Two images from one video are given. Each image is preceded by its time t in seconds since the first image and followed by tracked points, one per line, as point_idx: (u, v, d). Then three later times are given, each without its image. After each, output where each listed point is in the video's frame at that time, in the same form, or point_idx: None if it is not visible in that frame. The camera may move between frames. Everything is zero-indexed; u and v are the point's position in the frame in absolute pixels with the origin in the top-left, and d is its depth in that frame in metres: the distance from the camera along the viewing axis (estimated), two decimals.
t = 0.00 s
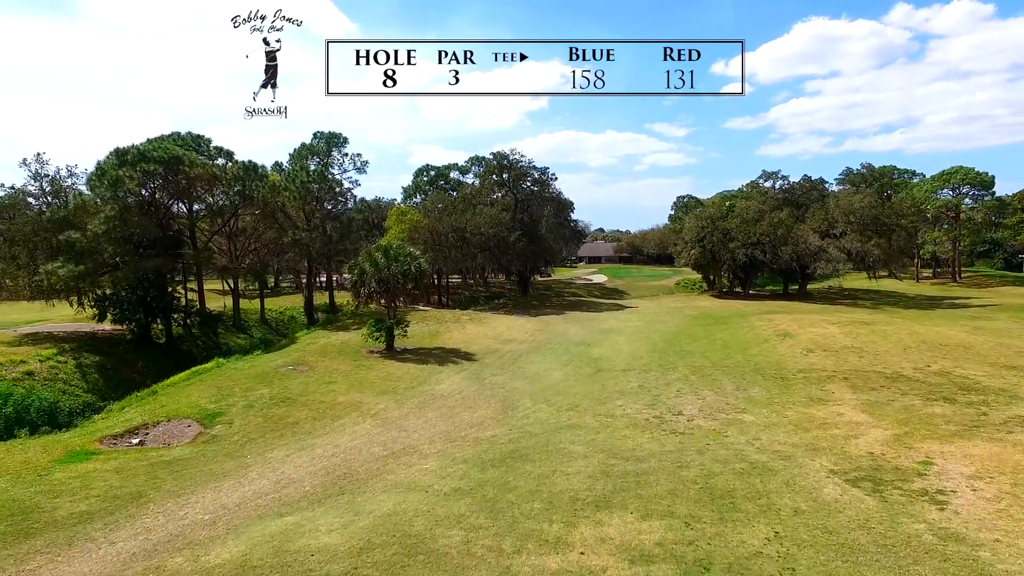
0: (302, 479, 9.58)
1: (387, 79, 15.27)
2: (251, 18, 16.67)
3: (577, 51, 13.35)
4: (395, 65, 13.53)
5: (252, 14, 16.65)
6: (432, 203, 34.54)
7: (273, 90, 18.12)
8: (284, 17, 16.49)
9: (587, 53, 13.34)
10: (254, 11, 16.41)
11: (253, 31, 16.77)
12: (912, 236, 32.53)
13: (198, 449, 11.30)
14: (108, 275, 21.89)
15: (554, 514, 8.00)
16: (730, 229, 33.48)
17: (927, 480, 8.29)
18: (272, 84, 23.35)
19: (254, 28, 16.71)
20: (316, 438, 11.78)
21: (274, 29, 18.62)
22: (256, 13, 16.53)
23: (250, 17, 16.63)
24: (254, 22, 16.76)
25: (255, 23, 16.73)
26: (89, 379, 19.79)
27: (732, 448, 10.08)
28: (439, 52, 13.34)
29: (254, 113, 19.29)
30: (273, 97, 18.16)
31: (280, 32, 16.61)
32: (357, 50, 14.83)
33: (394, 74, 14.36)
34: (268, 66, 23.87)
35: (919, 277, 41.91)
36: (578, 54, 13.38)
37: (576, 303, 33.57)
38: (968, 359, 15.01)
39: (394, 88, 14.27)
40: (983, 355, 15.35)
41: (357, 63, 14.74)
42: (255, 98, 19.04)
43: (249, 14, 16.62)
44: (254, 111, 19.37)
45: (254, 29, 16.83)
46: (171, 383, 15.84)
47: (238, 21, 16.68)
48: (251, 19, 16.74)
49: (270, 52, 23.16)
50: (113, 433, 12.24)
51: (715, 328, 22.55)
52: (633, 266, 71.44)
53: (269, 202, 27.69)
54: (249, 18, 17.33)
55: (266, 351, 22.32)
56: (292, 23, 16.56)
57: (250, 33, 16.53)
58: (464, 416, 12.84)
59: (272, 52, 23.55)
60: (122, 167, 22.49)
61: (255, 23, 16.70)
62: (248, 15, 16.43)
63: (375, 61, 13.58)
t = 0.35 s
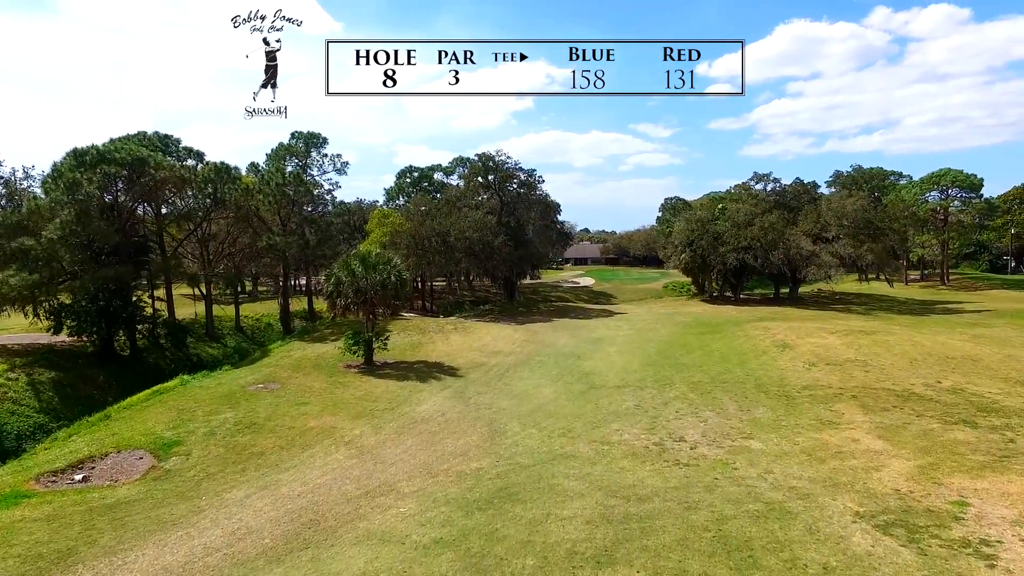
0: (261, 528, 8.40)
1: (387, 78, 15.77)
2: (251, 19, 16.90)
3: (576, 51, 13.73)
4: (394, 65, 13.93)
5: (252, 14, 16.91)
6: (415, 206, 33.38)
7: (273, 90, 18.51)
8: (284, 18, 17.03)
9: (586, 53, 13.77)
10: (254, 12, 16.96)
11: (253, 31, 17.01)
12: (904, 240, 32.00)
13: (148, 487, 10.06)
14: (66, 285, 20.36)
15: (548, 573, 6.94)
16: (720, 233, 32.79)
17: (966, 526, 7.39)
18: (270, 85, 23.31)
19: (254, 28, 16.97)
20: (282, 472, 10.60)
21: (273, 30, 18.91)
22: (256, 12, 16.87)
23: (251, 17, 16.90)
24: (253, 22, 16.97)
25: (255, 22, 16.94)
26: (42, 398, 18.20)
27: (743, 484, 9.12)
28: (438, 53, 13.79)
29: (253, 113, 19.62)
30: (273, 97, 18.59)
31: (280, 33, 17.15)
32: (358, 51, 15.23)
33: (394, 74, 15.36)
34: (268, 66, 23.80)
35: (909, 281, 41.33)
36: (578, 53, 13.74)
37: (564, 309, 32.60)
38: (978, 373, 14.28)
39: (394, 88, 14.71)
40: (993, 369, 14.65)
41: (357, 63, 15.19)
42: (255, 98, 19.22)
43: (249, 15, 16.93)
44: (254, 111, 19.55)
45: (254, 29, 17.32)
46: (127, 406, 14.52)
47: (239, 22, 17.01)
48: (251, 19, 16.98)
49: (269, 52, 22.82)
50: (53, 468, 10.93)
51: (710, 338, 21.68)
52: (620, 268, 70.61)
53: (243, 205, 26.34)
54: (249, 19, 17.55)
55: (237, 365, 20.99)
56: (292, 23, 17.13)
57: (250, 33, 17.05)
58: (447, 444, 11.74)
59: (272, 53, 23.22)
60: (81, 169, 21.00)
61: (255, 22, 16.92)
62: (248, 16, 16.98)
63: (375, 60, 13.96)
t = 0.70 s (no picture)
0: None
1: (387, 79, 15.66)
2: (251, 19, 16.92)
3: (577, 51, 14.03)
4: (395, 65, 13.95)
5: (252, 15, 16.90)
6: (401, 209, 32.26)
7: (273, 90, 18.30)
8: (284, 18, 17.00)
9: (587, 54, 14.04)
10: (254, 12, 16.93)
11: (253, 31, 17.00)
12: (902, 245, 31.38)
13: (94, 534, 8.88)
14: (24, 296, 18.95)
15: None
16: (714, 237, 32.02)
17: None
18: (272, 86, 22.32)
19: (254, 28, 16.97)
20: (248, 514, 9.47)
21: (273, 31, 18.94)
22: (256, 13, 16.88)
23: (251, 18, 16.90)
24: (254, 22, 16.96)
25: (255, 22, 16.94)
26: None
27: (763, 529, 8.18)
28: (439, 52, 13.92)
29: (253, 113, 19.22)
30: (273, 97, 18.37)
31: (280, 32, 17.11)
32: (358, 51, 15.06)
33: (395, 75, 14.77)
34: (268, 66, 23.02)
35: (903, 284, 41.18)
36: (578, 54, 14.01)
37: (555, 315, 31.63)
38: (996, 390, 13.55)
39: (394, 88, 14.59)
40: (1011, 385, 13.93)
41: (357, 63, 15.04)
42: (255, 99, 18.97)
43: (250, 15, 16.90)
44: (254, 112, 19.19)
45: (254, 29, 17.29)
46: (83, 432, 13.28)
47: (239, 22, 17.04)
48: (251, 19, 16.98)
49: (270, 52, 22.07)
50: None
51: (708, 348, 20.85)
52: (610, 271, 69.72)
53: (218, 210, 24.98)
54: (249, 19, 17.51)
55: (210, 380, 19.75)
56: (292, 23, 17.10)
57: (250, 33, 17.01)
58: (433, 477, 10.68)
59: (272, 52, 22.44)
60: (39, 172, 19.46)
61: (254, 22, 16.91)
62: (248, 16, 16.97)
63: (375, 60, 14.03)
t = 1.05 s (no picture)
0: None
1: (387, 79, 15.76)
2: (251, 19, 17.06)
3: (575, 52, 14.40)
4: (395, 65, 14.06)
5: (252, 15, 17.04)
6: (391, 213, 31.21)
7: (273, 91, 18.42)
8: (284, 18, 17.08)
9: (586, 53, 14.35)
10: (254, 12, 17.04)
11: (253, 31, 17.14)
12: (906, 250, 30.62)
13: None
14: None
15: None
16: (713, 242, 31.20)
17: None
18: (272, 85, 21.36)
19: (254, 28, 17.10)
20: (214, 565, 8.42)
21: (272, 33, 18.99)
22: (255, 13, 16.95)
23: (251, 17, 16.94)
24: (254, 22, 17.09)
25: (255, 22, 17.07)
26: None
27: None
28: (438, 52, 14.09)
29: (253, 113, 19.50)
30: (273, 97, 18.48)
31: (280, 32, 17.16)
32: (358, 51, 15.06)
33: (395, 74, 14.96)
34: (268, 66, 22.11)
35: (903, 288, 40.74)
36: (577, 54, 14.42)
37: (551, 323, 30.68)
38: None
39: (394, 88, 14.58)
40: None
41: (357, 64, 15.12)
42: (255, 98, 19.24)
43: (249, 14, 17.02)
44: (254, 111, 19.50)
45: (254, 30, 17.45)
46: (41, 463, 12.17)
47: (239, 22, 17.16)
48: (251, 19, 17.12)
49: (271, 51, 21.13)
50: None
51: (712, 360, 19.98)
52: (605, 274, 68.94)
53: (198, 216, 23.66)
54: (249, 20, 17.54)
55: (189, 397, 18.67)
56: (292, 23, 17.18)
57: (251, 33, 17.10)
58: (423, 518, 9.68)
59: (272, 52, 21.55)
60: None
61: (254, 22, 17.02)
62: (249, 16, 17.09)
63: (375, 61, 14.11)
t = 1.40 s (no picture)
0: None
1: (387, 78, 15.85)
2: (250, 18, 16.38)
3: (576, 51, 14.30)
4: (395, 64, 14.08)
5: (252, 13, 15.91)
6: (380, 218, 30.16)
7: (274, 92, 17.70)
8: (285, 17, 15.88)
9: (587, 53, 14.40)
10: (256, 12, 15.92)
11: (253, 31, 15.98)
12: (909, 254, 29.92)
13: None
14: None
15: None
16: (711, 247, 30.40)
17: None
18: (274, 84, 20.19)
19: (254, 28, 15.97)
20: None
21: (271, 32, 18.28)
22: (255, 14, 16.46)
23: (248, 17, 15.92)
24: (255, 22, 16.57)
25: (256, 23, 16.38)
26: None
27: None
28: (439, 52, 14.05)
29: (253, 114, 17.53)
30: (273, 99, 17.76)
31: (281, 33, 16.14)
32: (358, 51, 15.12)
33: (395, 75, 14.96)
34: (268, 65, 21.03)
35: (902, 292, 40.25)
36: (578, 53, 14.32)
37: (545, 330, 29.73)
38: None
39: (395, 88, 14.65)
40: None
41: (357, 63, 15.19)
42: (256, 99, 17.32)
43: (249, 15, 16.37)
44: (254, 112, 17.52)
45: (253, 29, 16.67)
46: None
47: (239, 21, 16.22)
48: (251, 19, 16.59)
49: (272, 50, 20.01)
50: None
51: (715, 373, 19.13)
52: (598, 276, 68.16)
53: (174, 222, 22.34)
54: (249, 19, 16.79)
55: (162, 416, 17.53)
56: (292, 23, 15.91)
57: (251, 34, 16.04)
58: (409, 566, 8.70)
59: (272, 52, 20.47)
60: None
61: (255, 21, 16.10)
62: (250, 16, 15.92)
63: (375, 60, 14.06)
